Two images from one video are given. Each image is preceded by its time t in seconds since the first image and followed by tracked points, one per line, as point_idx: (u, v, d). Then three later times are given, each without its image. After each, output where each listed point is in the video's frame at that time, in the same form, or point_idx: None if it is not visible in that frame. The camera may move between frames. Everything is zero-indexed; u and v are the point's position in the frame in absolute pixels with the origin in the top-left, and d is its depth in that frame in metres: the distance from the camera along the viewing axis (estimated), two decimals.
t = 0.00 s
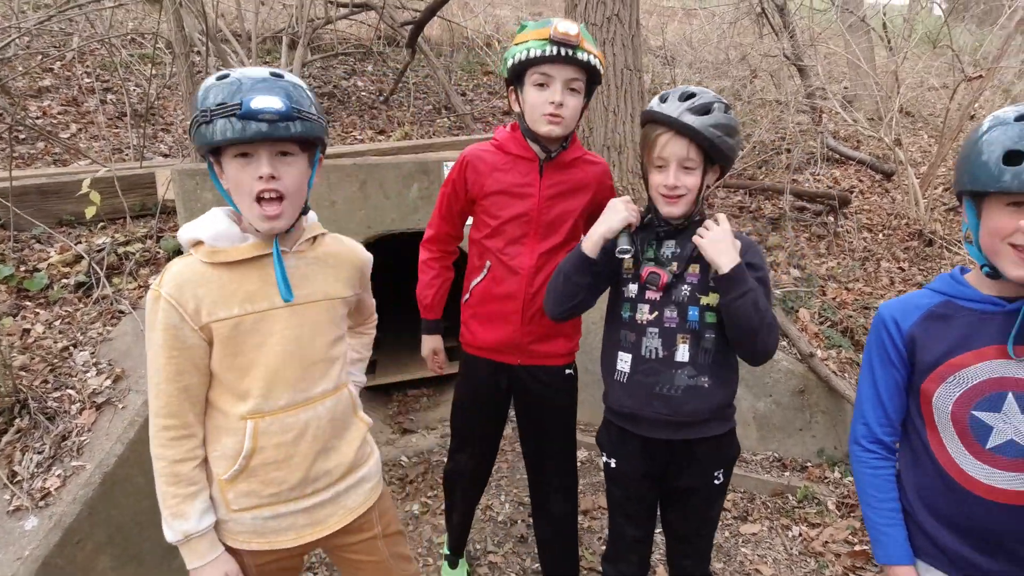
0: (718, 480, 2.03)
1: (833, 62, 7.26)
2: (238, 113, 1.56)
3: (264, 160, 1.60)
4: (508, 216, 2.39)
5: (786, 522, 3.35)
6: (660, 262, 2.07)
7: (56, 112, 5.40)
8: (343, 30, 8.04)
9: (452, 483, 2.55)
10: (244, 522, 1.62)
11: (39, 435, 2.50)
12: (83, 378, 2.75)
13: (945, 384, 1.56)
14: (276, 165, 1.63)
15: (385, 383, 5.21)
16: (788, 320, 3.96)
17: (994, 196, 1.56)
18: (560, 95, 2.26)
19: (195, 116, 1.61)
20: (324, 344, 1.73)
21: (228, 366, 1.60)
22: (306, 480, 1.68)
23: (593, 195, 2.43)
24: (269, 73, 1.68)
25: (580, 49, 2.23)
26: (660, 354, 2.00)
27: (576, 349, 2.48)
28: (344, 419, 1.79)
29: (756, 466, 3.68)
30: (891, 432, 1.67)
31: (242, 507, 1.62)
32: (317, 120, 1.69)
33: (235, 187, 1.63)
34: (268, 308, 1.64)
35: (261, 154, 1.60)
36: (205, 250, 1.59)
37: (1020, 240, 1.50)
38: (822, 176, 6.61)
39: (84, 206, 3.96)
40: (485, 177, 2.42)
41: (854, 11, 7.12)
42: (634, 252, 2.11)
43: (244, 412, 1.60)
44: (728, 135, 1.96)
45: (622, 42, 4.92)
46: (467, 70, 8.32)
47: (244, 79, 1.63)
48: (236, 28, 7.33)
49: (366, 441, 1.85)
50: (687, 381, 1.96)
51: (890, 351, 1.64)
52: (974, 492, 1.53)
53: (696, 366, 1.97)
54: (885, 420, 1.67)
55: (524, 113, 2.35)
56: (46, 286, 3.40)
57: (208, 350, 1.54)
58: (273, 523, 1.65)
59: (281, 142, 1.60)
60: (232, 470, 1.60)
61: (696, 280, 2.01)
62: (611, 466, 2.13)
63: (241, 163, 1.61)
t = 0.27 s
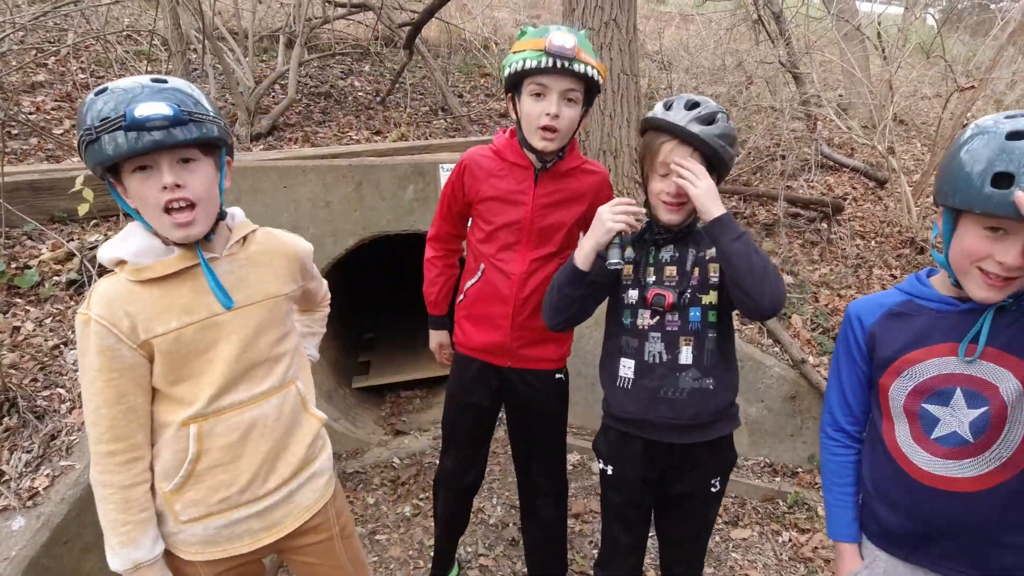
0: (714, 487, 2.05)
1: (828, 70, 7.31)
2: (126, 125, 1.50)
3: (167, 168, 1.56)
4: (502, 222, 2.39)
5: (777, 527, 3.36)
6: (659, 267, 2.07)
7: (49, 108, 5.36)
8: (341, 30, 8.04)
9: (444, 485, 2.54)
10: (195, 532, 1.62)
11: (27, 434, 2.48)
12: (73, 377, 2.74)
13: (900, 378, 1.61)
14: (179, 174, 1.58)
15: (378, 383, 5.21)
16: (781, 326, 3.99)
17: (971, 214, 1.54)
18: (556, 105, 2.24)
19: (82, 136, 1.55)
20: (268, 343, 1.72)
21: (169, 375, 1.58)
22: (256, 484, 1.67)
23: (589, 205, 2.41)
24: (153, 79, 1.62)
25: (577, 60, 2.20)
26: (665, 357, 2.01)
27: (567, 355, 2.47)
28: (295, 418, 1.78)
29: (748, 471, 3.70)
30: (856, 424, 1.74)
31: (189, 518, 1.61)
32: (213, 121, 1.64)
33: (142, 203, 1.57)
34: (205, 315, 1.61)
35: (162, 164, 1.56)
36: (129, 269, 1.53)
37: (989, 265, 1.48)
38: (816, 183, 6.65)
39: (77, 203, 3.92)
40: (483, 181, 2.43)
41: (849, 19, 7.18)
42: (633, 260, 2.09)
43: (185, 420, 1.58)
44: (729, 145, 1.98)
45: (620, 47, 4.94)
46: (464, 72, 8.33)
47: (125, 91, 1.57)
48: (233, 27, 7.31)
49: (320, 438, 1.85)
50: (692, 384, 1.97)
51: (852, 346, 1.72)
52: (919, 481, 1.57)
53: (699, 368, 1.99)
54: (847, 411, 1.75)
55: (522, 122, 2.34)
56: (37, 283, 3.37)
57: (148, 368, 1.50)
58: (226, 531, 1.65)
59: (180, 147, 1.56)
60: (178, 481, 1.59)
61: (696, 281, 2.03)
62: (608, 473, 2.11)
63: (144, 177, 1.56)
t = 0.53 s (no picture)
0: (719, 488, 2.10)
1: (825, 73, 7.33)
2: (87, 118, 1.46)
3: (130, 163, 1.51)
4: (482, 222, 2.39)
5: (771, 528, 3.37)
6: (665, 266, 2.05)
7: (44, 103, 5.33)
8: (339, 28, 8.01)
9: (438, 484, 2.53)
10: (180, 532, 1.62)
11: (18, 431, 2.46)
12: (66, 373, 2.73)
13: (869, 367, 1.65)
14: (143, 169, 1.54)
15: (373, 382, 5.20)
16: (776, 328, 4.00)
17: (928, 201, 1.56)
18: (527, 100, 2.27)
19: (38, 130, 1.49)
20: (252, 338, 1.70)
21: (148, 376, 1.57)
22: (240, 483, 1.67)
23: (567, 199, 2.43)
24: (114, 71, 1.57)
25: (543, 54, 2.23)
26: (676, 356, 1.99)
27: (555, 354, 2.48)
28: (280, 416, 1.78)
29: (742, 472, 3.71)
30: (825, 409, 1.80)
31: (174, 519, 1.60)
32: (178, 116, 1.60)
33: (105, 201, 1.53)
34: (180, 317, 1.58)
35: (124, 159, 1.51)
36: (95, 276, 1.50)
37: (944, 253, 1.51)
38: (813, 185, 6.66)
39: (72, 199, 3.90)
40: (460, 182, 2.42)
41: (846, 23, 7.20)
42: (637, 265, 2.07)
43: (167, 420, 1.58)
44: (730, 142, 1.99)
45: (617, 48, 4.94)
46: (463, 71, 8.32)
47: (83, 83, 1.52)
48: (230, 24, 7.29)
49: (308, 437, 1.86)
50: (703, 378, 1.98)
51: (824, 336, 1.77)
52: (880, 461, 1.61)
53: (709, 360, 1.99)
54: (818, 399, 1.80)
55: (494, 120, 2.36)
56: (30, 279, 3.35)
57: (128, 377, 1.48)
58: (213, 530, 1.65)
59: (143, 141, 1.51)
60: (163, 479, 1.59)
61: (699, 275, 2.02)
62: (613, 477, 2.10)
63: (107, 173, 1.51)
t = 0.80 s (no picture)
0: (706, 491, 2.10)
1: (821, 71, 7.33)
2: (131, 113, 1.49)
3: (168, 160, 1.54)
4: (445, 217, 2.41)
5: (766, 526, 3.38)
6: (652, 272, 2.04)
7: (37, 99, 5.29)
8: (335, 25, 7.99)
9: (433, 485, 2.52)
10: (191, 546, 1.59)
11: (9, 429, 2.44)
12: (58, 372, 2.70)
13: (858, 364, 1.66)
14: (180, 166, 1.57)
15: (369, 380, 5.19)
16: (771, 326, 4.01)
17: (902, 187, 1.64)
18: (475, 91, 2.34)
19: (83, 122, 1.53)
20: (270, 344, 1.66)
21: (161, 377, 1.55)
22: (252, 498, 1.62)
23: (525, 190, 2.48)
24: (161, 70, 1.61)
25: (483, 44, 2.31)
26: (665, 365, 1.99)
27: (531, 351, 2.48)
28: (298, 428, 1.72)
29: (737, 470, 3.71)
30: (806, 407, 1.82)
31: (184, 531, 1.58)
32: (219, 117, 1.63)
33: (139, 195, 1.56)
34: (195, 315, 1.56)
35: (162, 156, 1.54)
36: (121, 268, 1.53)
37: (926, 235, 1.57)
38: (810, 184, 6.66)
39: (65, 196, 3.88)
40: (418, 181, 2.45)
41: (843, 22, 7.21)
42: (627, 274, 2.05)
43: (179, 426, 1.54)
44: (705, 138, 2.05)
45: (614, 46, 4.93)
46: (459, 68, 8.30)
47: (130, 79, 1.56)
48: (225, 21, 7.26)
49: (326, 451, 1.77)
50: (693, 388, 1.99)
51: (807, 334, 1.78)
52: (869, 452, 1.63)
53: (699, 371, 2.01)
54: (801, 396, 1.81)
55: (444, 116, 2.43)
56: (23, 277, 3.32)
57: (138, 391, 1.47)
58: (223, 546, 1.61)
59: (185, 139, 1.54)
60: (172, 491, 1.55)
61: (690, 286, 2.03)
62: (602, 490, 2.08)
63: (143, 168, 1.54)
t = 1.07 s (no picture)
0: (683, 508, 2.01)
1: (821, 71, 7.33)
2: (229, 91, 1.52)
3: (253, 139, 1.55)
4: (413, 217, 2.41)
5: (766, 526, 3.37)
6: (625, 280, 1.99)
7: (37, 98, 5.28)
8: (335, 24, 7.98)
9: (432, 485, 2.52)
10: (232, 548, 1.51)
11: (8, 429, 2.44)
12: (58, 370, 2.69)
13: (869, 366, 1.65)
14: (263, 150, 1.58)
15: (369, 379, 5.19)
16: (771, 325, 4.01)
17: (913, 174, 1.63)
18: (436, 93, 2.35)
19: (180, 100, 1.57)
20: (312, 343, 1.58)
21: (210, 369, 1.49)
22: (296, 501, 1.54)
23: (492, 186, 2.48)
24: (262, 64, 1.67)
25: (442, 47, 2.32)
26: (632, 378, 1.95)
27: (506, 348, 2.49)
28: (343, 432, 1.63)
29: (737, 469, 3.71)
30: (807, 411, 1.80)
31: (227, 531, 1.50)
32: (309, 114, 1.66)
33: (219, 173, 1.56)
34: (248, 307, 1.52)
35: (247, 135, 1.55)
36: (184, 255, 1.51)
37: (945, 219, 1.56)
38: (810, 183, 6.66)
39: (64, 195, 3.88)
40: (384, 183, 2.44)
41: (843, 21, 7.20)
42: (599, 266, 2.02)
43: (226, 423, 1.48)
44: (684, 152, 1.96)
45: (614, 45, 4.92)
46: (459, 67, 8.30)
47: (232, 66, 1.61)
48: (225, 20, 7.25)
49: (370, 460, 1.68)
50: (659, 406, 1.94)
51: (812, 336, 1.76)
52: (886, 455, 1.62)
53: (667, 388, 1.95)
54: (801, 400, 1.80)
55: (408, 118, 2.43)
56: (22, 276, 3.31)
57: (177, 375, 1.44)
58: (264, 550, 1.52)
59: (273, 124, 1.56)
60: (216, 489, 1.48)
61: (664, 302, 1.96)
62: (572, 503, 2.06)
63: (226, 146, 1.55)
